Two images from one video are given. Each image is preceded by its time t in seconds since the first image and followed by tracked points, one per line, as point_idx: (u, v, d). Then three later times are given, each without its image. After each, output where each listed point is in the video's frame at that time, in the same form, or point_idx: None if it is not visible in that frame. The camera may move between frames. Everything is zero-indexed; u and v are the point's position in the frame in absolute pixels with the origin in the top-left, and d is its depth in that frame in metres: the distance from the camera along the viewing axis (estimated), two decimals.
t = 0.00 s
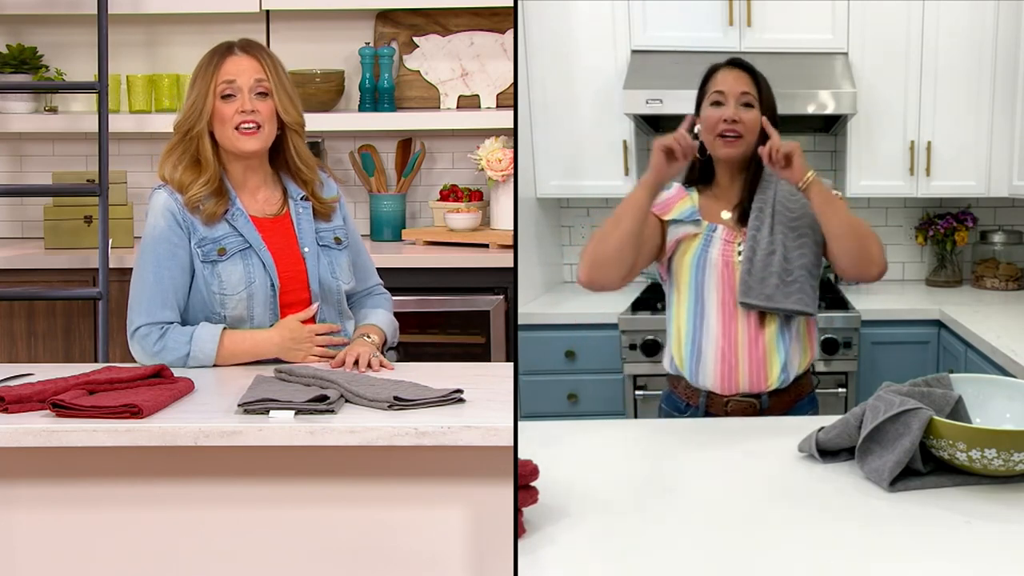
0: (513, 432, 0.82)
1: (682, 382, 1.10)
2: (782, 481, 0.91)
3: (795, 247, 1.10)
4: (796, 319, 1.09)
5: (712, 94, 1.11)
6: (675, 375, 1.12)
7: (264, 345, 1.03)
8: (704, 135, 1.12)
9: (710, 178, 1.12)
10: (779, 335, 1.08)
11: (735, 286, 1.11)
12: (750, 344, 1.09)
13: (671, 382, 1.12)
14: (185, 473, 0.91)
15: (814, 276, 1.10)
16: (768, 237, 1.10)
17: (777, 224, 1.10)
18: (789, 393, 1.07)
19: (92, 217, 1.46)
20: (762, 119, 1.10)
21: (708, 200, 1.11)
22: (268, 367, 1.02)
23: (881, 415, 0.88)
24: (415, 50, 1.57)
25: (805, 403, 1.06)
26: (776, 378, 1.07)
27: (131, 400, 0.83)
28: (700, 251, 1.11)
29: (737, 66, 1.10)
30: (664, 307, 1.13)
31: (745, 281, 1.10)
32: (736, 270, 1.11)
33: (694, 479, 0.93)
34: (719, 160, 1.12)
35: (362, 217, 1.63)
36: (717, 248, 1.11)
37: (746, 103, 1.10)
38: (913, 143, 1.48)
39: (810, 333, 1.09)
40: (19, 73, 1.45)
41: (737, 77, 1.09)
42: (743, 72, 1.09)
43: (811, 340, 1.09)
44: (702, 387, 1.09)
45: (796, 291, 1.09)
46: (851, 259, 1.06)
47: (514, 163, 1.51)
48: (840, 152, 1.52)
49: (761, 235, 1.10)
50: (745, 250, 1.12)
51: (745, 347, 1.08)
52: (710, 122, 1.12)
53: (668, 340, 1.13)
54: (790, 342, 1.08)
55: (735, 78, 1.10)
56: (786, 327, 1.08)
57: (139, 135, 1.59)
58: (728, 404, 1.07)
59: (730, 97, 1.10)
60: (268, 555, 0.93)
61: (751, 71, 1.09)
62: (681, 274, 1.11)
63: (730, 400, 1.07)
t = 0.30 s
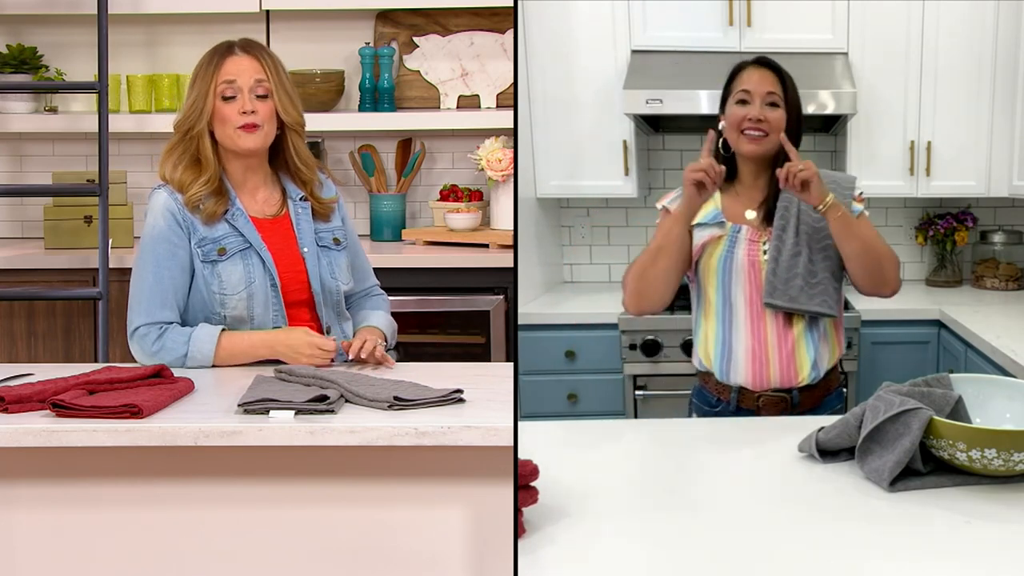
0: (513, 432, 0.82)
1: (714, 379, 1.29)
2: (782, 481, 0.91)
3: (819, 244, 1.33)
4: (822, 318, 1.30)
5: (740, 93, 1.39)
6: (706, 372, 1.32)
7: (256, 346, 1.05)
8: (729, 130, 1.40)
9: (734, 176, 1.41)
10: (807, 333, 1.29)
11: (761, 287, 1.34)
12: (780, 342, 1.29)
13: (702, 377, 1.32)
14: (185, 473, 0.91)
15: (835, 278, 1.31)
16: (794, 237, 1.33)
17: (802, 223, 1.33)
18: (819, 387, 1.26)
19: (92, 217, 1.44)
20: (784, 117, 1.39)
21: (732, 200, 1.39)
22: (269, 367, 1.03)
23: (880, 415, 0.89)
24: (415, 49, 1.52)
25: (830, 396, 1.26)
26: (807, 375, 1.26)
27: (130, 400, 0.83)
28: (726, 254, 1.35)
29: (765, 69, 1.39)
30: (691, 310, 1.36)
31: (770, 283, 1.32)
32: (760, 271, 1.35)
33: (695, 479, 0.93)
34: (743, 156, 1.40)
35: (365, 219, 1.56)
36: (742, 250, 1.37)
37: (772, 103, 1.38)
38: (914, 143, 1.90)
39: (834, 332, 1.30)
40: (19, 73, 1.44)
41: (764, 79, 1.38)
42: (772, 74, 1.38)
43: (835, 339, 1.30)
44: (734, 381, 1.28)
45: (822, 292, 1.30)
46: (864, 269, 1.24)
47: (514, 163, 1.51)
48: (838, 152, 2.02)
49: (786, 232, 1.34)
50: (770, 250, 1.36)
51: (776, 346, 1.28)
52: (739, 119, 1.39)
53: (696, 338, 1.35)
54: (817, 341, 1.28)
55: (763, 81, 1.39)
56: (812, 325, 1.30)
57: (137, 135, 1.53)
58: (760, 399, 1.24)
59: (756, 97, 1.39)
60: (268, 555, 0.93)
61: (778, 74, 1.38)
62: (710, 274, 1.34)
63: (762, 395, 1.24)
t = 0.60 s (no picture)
0: (513, 432, 0.82)
1: (732, 377, 1.31)
2: (782, 481, 0.91)
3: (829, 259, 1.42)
4: (835, 325, 1.37)
5: (752, 93, 1.54)
6: (725, 370, 1.34)
7: (257, 347, 1.04)
8: (744, 132, 1.53)
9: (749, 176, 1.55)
10: (821, 337, 1.36)
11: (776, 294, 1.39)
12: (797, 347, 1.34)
13: (721, 376, 1.34)
14: (185, 473, 0.91)
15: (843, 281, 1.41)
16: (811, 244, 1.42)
17: (821, 233, 1.42)
18: (837, 386, 1.29)
19: (92, 217, 1.45)
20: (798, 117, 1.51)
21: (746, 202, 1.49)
22: (268, 368, 1.03)
23: (881, 415, 0.89)
24: (415, 50, 1.51)
25: (846, 394, 1.31)
26: (824, 374, 1.31)
27: (131, 400, 0.83)
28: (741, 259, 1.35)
29: (776, 70, 1.54)
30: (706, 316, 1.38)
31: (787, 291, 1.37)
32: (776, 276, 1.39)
33: (696, 479, 0.93)
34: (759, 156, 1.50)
35: (362, 220, 1.55)
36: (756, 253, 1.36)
37: (785, 102, 1.53)
38: (914, 143, 1.96)
39: (848, 337, 1.38)
40: (20, 73, 1.44)
41: (777, 80, 1.53)
42: (784, 77, 1.53)
43: (848, 343, 1.38)
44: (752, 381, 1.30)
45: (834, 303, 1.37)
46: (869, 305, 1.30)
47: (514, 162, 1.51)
48: (837, 152, 2.05)
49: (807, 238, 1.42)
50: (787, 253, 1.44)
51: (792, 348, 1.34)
52: (752, 119, 1.53)
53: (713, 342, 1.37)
54: (832, 343, 1.36)
55: (775, 80, 1.54)
56: (827, 332, 1.37)
57: (136, 134, 1.52)
58: (777, 395, 1.27)
59: (770, 98, 1.53)
60: (268, 556, 0.93)
61: (789, 77, 1.53)
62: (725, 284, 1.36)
63: (779, 391, 1.27)
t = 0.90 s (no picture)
0: (513, 432, 0.82)
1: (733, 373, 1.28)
2: (782, 482, 0.91)
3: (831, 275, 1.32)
4: (836, 333, 1.30)
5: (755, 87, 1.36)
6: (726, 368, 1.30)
7: (256, 346, 1.04)
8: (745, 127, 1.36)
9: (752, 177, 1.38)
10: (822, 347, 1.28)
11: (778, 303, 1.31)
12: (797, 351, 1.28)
13: (721, 371, 1.32)
14: (185, 473, 0.91)
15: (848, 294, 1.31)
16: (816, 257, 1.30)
17: (824, 244, 1.31)
18: (834, 382, 1.28)
19: (92, 217, 1.45)
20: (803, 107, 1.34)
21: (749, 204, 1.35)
22: (268, 368, 1.03)
23: (881, 415, 0.89)
24: (415, 50, 1.51)
25: (845, 388, 1.28)
26: (824, 376, 1.27)
27: (131, 400, 0.83)
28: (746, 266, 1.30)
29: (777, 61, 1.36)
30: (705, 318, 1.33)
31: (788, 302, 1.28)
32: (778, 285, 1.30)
33: (695, 479, 0.93)
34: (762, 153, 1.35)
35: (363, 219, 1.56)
36: (760, 263, 1.30)
37: (786, 93, 1.35)
38: (914, 144, 1.94)
39: (852, 339, 1.31)
40: (20, 73, 1.44)
41: (777, 74, 1.35)
42: (786, 69, 1.35)
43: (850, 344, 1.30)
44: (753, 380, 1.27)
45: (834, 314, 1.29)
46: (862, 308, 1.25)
47: (514, 162, 1.50)
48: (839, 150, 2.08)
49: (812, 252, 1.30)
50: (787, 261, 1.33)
51: (793, 352, 1.27)
52: (753, 112, 1.36)
53: (713, 342, 1.31)
54: (833, 350, 1.29)
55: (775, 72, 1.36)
56: (828, 341, 1.29)
57: (137, 134, 1.52)
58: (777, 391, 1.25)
59: (772, 89, 1.36)
60: (268, 556, 0.93)
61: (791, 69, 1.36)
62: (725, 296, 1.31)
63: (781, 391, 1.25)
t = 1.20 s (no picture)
0: (513, 432, 0.82)
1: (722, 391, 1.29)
2: (782, 482, 0.91)
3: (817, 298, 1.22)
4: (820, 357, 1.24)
5: (734, 97, 1.29)
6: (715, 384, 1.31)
7: (256, 345, 1.03)
8: (726, 142, 1.28)
9: (733, 190, 1.32)
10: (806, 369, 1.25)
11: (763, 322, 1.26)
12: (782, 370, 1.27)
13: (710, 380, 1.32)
14: (185, 473, 0.91)
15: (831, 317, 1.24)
16: (795, 280, 1.22)
17: (806, 266, 1.22)
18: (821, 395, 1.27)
19: (92, 217, 1.44)
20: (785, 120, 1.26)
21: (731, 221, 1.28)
22: (267, 368, 1.03)
23: (881, 415, 0.89)
24: (414, 50, 1.51)
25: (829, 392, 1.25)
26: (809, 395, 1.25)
27: (131, 400, 0.83)
28: (728, 293, 1.25)
29: (759, 69, 1.27)
30: (695, 333, 1.32)
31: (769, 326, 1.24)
32: (761, 308, 1.26)
33: (695, 479, 0.93)
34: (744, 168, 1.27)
35: (363, 218, 1.59)
36: (745, 286, 1.26)
37: (769, 104, 1.27)
38: (914, 143, 1.87)
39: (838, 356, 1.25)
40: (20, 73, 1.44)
41: (759, 81, 1.27)
42: (768, 78, 1.26)
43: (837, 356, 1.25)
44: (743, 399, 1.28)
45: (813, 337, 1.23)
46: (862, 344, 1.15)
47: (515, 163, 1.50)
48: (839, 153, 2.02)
49: (789, 277, 1.23)
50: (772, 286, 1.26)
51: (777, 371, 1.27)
52: (735, 125, 1.28)
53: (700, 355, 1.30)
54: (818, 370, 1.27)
55: (757, 79, 1.27)
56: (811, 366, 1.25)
57: (136, 135, 1.54)
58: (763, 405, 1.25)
59: (753, 100, 1.28)
60: (268, 556, 0.93)
61: (774, 76, 1.27)
62: (714, 317, 1.27)
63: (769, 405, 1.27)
